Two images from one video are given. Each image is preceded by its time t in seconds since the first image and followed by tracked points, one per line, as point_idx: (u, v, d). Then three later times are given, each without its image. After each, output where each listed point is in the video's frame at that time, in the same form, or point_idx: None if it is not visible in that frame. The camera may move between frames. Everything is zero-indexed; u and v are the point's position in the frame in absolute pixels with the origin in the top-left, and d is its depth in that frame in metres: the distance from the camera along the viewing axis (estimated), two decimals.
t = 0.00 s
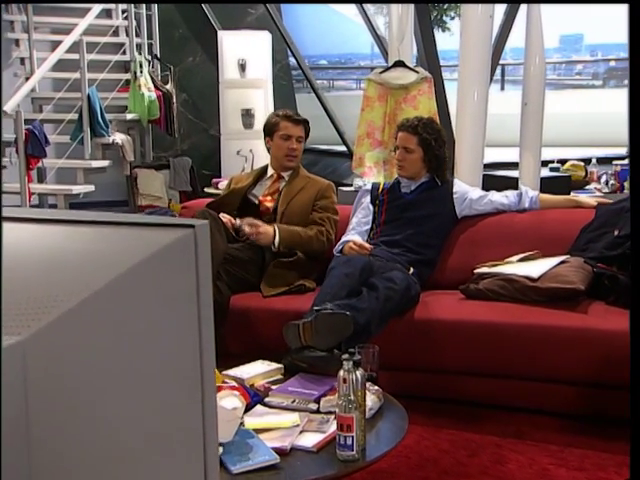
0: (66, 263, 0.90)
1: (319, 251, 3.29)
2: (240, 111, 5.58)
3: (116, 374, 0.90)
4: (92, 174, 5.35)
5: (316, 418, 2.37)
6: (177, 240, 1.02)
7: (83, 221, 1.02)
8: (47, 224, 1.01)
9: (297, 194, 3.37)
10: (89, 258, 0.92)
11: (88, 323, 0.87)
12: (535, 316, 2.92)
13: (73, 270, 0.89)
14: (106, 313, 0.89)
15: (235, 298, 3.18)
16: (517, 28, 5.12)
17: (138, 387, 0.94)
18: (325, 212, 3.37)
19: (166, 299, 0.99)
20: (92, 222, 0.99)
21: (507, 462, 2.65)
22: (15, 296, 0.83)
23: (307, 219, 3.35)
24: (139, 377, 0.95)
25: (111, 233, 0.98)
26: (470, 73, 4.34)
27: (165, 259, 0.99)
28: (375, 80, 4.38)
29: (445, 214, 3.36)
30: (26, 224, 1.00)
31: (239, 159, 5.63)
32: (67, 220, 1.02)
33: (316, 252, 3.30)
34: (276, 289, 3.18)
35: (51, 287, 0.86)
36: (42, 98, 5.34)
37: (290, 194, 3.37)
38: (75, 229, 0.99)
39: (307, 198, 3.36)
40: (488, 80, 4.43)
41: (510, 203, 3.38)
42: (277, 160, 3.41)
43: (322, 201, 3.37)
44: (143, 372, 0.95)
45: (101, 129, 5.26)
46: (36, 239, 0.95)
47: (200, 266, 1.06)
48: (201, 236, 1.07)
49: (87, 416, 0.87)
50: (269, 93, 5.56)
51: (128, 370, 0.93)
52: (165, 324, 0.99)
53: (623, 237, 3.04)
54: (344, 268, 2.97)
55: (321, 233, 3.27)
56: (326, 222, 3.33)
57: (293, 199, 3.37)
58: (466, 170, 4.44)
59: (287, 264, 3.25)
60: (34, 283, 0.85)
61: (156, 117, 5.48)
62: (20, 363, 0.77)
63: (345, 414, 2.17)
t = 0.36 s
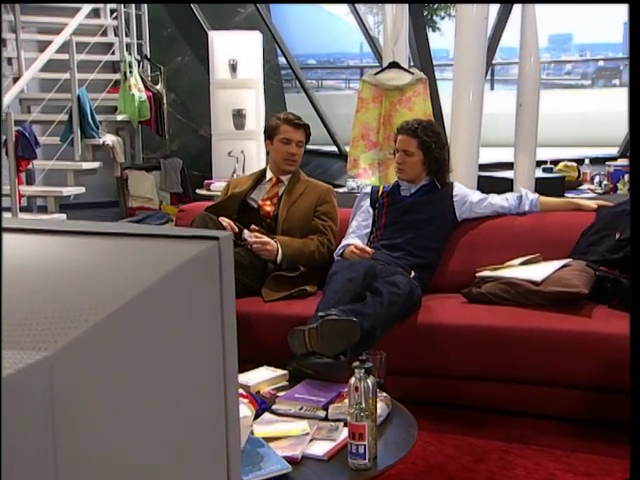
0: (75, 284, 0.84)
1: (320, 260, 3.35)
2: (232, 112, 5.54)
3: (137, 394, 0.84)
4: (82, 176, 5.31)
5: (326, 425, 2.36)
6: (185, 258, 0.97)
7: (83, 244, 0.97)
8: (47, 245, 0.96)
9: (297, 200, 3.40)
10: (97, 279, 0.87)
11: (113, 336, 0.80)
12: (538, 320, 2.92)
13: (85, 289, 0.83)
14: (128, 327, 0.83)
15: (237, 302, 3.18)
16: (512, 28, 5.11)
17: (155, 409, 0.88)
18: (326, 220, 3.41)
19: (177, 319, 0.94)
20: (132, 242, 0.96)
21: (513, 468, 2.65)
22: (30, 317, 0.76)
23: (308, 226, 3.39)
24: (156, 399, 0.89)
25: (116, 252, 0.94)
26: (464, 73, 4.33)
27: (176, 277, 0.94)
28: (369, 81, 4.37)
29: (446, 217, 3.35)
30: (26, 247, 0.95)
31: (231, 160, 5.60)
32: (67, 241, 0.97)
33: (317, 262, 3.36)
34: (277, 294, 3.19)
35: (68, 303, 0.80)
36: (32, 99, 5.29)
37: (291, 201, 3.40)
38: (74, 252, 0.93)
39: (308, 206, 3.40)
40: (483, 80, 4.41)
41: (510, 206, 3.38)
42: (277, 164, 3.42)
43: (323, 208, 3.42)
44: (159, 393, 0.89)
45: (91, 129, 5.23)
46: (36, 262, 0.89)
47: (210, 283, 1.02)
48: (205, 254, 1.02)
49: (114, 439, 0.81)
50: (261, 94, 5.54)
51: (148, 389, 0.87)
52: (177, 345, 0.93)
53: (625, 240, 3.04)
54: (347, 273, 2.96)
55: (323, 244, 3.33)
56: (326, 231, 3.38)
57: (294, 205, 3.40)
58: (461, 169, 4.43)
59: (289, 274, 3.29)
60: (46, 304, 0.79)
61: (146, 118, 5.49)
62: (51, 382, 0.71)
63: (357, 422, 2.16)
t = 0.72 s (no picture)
0: (85, 295, 0.72)
1: (320, 263, 3.34)
2: (222, 112, 5.53)
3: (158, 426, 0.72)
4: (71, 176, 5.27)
5: (336, 432, 2.34)
6: (208, 270, 0.85)
7: (79, 254, 0.85)
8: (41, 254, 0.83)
9: (297, 202, 3.39)
10: (112, 291, 0.74)
11: (138, 355, 0.69)
12: (543, 323, 2.91)
13: (103, 302, 0.71)
14: (154, 347, 0.71)
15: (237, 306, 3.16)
16: (503, 26, 5.13)
17: (182, 422, 0.78)
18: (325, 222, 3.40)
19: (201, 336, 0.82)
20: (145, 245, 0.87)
21: (520, 472, 2.63)
22: (38, 328, 0.64)
23: (307, 228, 3.38)
24: (177, 428, 0.77)
25: (122, 261, 0.83)
26: (458, 72, 4.31)
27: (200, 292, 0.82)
28: (364, 81, 4.35)
29: (446, 219, 3.33)
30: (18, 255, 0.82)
31: (221, 160, 5.58)
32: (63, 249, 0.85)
33: (316, 264, 3.35)
34: (278, 297, 3.17)
35: (86, 316, 0.68)
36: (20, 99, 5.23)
37: (291, 203, 3.39)
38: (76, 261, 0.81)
39: (308, 208, 3.38)
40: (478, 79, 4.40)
41: (510, 207, 3.37)
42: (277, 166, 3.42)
43: (322, 210, 3.40)
44: (181, 421, 0.77)
45: (81, 129, 5.19)
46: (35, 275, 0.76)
47: (239, 298, 0.91)
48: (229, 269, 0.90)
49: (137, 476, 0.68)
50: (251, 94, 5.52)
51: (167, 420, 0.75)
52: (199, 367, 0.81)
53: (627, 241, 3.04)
54: (351, 276, 2.94)
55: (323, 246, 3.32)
56: (326, 233, 3.37)
57: (293, 207, 3.38)
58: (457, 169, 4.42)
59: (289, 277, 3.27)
60: (56, 315, 0.67)
61: (136, 118, 5.44)
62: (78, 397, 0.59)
63: (371, 429, 2.14)
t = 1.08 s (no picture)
0: (119, 297, 0.82)
1: (319, 264, 3.32)
2: (211, 111, 5.49)
3: (198, 420, 0.81)
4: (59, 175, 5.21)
5: (345, 437, 2.32)
6: (232, 280, 0.89)
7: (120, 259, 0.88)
8: (79, 261, 0.87)
9: (294, 204, 3.37)
10: (144, 291, 0.83)
11: (168, 358, 0.78)
12: (544, 325, 2.90)
13: (135, 305, 0.81)
14: (183, 350, 0.80)
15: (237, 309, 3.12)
16: (495, 26, 5.12)
17: (218, 421, 0.84)
18: (324, 223, 3.37)
19: (235, 343, 0.87)
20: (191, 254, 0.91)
21: (525, 475, 2.63)
22: (59, 335, 0.75)
23: (306, 229, 3.36)
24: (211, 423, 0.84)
25: (162, 272, 0.87)
26: (451, 70, 4.29)
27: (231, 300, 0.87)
28: (357, 80, 4.33)
29: (446, 220, 3.31)
30: (58, 260, 0.88)
31: (210, 159, 5.55)
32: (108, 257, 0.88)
33: (315, 266, 3.33)
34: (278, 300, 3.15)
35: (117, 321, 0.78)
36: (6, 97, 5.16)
37: (289, 204, 3.37)
38: (117, 268, 0.86)
39: (306, 209, 3.36)
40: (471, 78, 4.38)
41: (509, 208, 3.36)
42: (275, 167, 3.41)
43: (320, 211, 3.38)
44: (214, 417, 0.84)
45: (69, 129, 5.15)
46: (78, 270, 0.85)
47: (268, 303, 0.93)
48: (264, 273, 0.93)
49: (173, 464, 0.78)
50: (241, 92, 5.50)
51: (209, 414, 0.83)
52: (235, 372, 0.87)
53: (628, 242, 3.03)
54: (353, 279, 2.93)
55: (321, 248, 3.30)
56: (324, 234, 3.34)
57: (291, 208, 3.36)
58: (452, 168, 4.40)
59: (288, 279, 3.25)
60: (85, 325, 0.77)
61: (125, 117, 5.41)
62: (107, 407, 0.71)
63: (382, 435, 2.12)
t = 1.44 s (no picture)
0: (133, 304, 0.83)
1: (319, 266, 3.31)
2: (202, 110, 5.49)
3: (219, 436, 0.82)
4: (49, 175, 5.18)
5: (356, 442, 2.30)
6: (262, 287, 0.92)
7: (162, 278, 0.87)
8: (80, 268, 0.88)
9: (294, 206, 3.35)
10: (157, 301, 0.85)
11: (198, 369, 0.81)
12: (549, 327, 2.88)
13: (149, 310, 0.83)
14: (208, 363, 0.82)
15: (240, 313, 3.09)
16: (488, 27, 5.16)
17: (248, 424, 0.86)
18: (324, 225, 3.36)
19: (258, 356, 0.88)
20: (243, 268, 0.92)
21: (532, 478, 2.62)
22: (84, 347, 0.78)
23: (306, 231, 3.34)
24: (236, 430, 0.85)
25: (195, 279, 0.89)
26: (446, 69, 4.27)
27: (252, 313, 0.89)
28: (353, 80, 4.31)
29: (447, 221, 3.30)
30: (61, 265, 0.89)
31: (202, 159, 5.55)
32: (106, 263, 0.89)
33: (315, 269, 3.31)
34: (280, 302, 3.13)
35: (131, 329, 0.80)
36: None
37: (289, 206, 3.35)
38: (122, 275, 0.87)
39: (306, 211, 3.34)
40: (467, 77, 4.37)
41: (510, 209, 3.36)
42: (275, 169, 3.39)
43: (321, 213, 3.36)
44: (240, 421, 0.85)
45: (60, 130, 5.23)
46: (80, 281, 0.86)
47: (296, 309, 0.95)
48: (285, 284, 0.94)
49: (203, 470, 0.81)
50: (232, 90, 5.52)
51: (232, 428, 0.84)
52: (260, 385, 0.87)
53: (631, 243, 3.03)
54: (357, 281, 2.92)
55: (322, 251, 3.28)
56: (325, 236, 3.33)
57: (292, 210, 3.35)
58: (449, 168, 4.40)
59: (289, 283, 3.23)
60: (112, 332, 0.80)
61: (115, 116, 5.47)
62: (139, 415, 0.74)
63: (397, 440, 2.11)
